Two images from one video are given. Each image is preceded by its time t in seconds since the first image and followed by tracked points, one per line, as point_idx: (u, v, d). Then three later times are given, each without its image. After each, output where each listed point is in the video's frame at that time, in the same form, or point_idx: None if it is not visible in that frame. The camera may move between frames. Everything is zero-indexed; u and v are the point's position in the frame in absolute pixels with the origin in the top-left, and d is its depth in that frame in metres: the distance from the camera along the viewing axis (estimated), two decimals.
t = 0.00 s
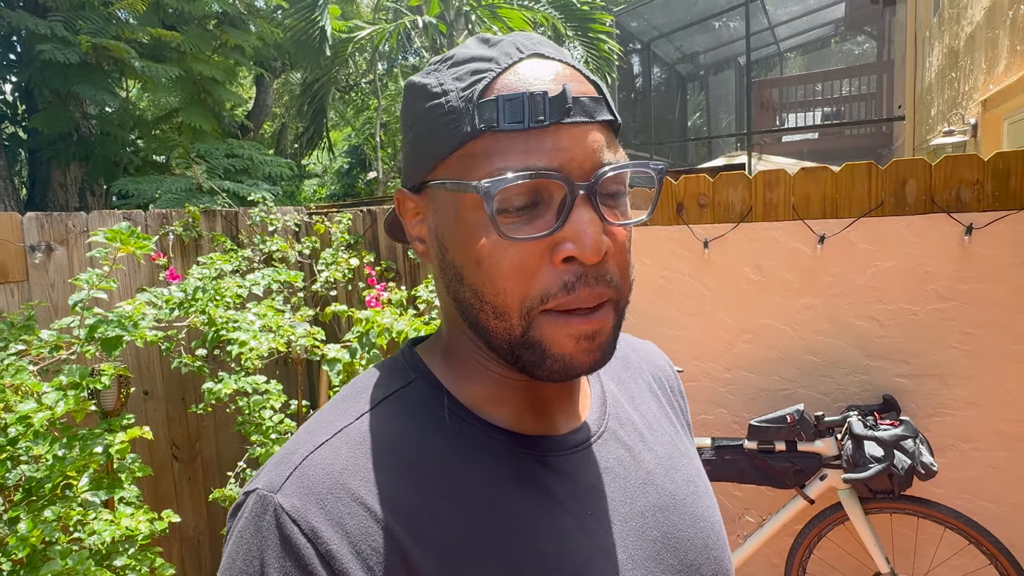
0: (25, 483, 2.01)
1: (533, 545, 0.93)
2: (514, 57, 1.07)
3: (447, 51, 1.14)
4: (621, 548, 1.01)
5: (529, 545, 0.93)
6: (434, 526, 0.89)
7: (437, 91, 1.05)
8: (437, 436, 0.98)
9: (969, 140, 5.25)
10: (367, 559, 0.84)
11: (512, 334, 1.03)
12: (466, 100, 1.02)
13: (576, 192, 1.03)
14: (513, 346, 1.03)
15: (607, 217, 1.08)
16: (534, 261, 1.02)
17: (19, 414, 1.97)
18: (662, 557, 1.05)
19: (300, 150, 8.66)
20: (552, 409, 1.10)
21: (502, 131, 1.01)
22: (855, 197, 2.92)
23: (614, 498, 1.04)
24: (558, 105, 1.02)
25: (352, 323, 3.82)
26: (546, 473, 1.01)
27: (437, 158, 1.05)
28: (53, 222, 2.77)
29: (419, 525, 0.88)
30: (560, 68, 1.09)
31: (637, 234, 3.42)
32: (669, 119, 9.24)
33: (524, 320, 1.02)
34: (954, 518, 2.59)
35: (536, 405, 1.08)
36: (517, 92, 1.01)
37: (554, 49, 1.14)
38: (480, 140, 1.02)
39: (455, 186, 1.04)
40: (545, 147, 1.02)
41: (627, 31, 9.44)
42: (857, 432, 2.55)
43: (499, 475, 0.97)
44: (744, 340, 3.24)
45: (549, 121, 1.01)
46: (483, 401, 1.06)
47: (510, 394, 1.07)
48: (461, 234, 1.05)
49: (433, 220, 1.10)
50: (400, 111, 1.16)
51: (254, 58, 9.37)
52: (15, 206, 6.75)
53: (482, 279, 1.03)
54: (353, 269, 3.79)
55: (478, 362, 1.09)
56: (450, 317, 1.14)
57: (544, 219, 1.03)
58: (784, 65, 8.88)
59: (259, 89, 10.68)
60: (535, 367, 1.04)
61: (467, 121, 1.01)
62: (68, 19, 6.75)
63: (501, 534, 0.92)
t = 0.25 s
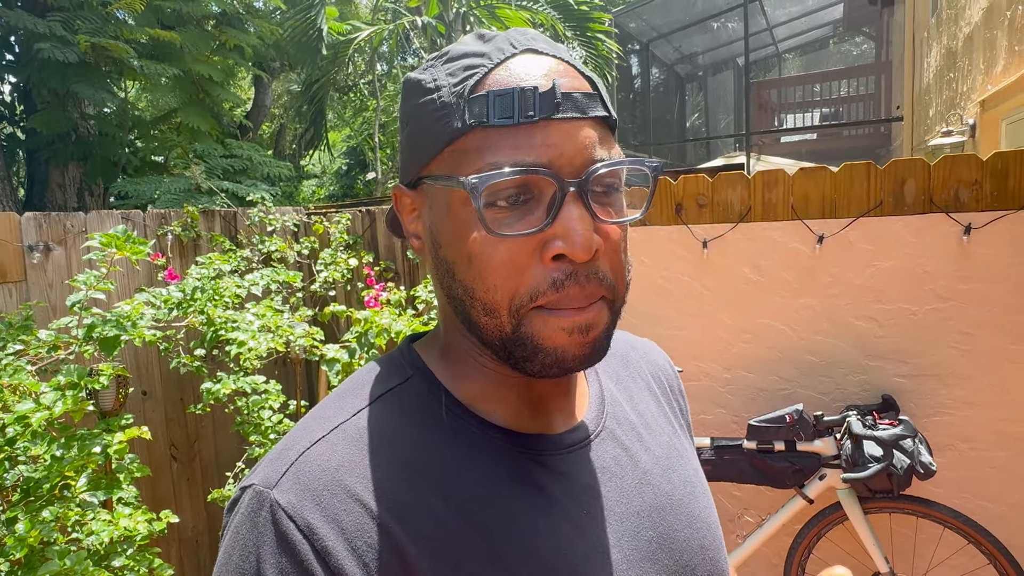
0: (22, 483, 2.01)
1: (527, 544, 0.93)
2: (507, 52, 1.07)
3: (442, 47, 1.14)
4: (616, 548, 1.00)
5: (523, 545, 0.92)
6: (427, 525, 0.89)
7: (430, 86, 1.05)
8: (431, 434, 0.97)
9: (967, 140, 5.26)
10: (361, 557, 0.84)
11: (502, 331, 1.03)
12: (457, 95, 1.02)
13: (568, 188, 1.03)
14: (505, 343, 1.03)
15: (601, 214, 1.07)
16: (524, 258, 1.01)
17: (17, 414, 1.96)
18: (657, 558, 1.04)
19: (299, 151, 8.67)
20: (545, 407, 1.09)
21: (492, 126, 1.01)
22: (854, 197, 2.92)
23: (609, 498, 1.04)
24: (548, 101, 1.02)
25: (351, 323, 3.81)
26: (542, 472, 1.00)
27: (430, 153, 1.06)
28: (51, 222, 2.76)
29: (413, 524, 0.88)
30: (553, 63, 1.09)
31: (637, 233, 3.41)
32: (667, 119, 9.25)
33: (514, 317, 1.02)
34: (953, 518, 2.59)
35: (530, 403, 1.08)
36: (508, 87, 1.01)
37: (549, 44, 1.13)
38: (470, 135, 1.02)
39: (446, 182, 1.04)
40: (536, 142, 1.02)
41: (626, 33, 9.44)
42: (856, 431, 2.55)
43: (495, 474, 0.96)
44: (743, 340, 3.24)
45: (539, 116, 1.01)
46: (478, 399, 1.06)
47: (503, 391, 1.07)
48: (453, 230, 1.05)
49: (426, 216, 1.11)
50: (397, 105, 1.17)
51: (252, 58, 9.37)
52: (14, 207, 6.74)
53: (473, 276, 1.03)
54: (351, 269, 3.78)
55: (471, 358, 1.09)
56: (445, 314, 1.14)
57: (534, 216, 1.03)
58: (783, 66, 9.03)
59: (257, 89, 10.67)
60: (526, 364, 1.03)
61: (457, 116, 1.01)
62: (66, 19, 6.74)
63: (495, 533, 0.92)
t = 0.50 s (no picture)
0: (23, 484, 2.00)
1: (530, 543, 0.93)
2: (512, 48, 1.08)
3: (446, 44, 1.14)
4: (617, 546, 1.00)
5: (526, 543, 0.93)
6: (432, 523, 0.89)
7: (436, 83, 1.06)
8: (437, 431, 0.97)
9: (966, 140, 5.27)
10: (366, 554, 0.84)
11: (515, 326, 1.03)
12: (464, 92, 1.02)
13: (578, 181, 1.03)
14: (515, 338, 1.03)
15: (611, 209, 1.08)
16: (537, 252, 1.02)
17: (18, 415, 1.96)
18: (658, 557, 1.04)
19: (299, 152, 8.68)
20: (553, 403, 1.10)
21: (501, 121, 1.01)
22: (853, 198, 2.93)
23: (610, 496, 1.04)
24: (556, 95, 1.02)
25: (351, 323, 3.82)
26: (544, 471, 1.00)
27: (438, 150, 1.06)
28: (52, 222, 2.76)
29: (417, 522, 0.88)
30: (559, 58, 1.09)
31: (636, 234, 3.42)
32: (667, 120, 9.27)
33: (527, 312, 1.02)
34: (952, 517, 2.60)
35: (537, 399, 1.08)
36: (515, 82, 1.02)
37: (553, 41, 1.14)
38: (479, 131, 1.03)
39: (456, 178, 1.04)
40: (545, 137, 1.02)
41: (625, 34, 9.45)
42: (856, 431, 2.56)
43: (498, 472, 0.96)
44: (743, 340, 3.24)
45: (549, 110, 1.01)
46: (482, 396, 1.06)
47: (513, 387, 1.08)
48: (463, 227, 1.05)
49: (433, 215, 1.11)
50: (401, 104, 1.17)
51: (252, 59, 9.38)
52: (13, 207, 6.74)
53: (484, 272, 1.03)
54: (352, 270, 3.79)
55: (480, 356, 1.09)
56: (451, 312, 1.14)
57: (545, 210, 1.03)
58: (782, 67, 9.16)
59: (256, 90, 10.67)
60: (537, 359, 1.03)
61: (466, 112, 1.02)
62: (67, 20, 6.74)
63: (498, 532, 0.92)
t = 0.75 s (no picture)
0: (26, 485, 2.01)
1: (531, 543, 0.93)
2: (512, 51, 1.08)
3: (445, 48, 1.15)
4: (619, 546, 1.00)
5: (527, 543, 0.93)
6: (433, 523, 0.89)
7: (436, 87, 1.06)
8: (438, 432, 0.98)
9: (965, 141, 5.28)
10: (368, 554, 0.85)
11: (513, 328, 1.03)
12: (464, 94, 1.03)
13: (576, 183, 1.04)
14: (514, 340, 1.04)
15: (608, 211, 1.08)
16: (534, 254, 1.02)
17: (21, 416, 1.97)
18: (660, 556, 1.04)
19: (299, 153, 8.69)
20: (552, 404, 1.10)
21: (500, 124, 1.02)
22: (853, 198, 2.93)
23: (611, 496, 1.04)
24: (556, 98, 1.03)
25: (351, 323, 3.83)
26: (546, 471, 1.01)
27: (438, 152, 1.06)
28: (53, 223, 2.77)
29: (418, 522, 0.89)
30: (557, 62, 1.10)
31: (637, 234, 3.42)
32: (666, 121, 9.26)
33: (524, 314, 1.02)
34: (952, 517, 2.60)
35: (536, 401, 1.09)
36: (514, 85, 1.02)
37: (552, 45, 1.14)
38: (478, 133, 1.03)
39: (456, 180, 1.05)
40: (544, 139, 1.03)
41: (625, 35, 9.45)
42: (856, 432, 2.56)
43: (498, 473, 0.97)
44: (743, 340, 3.25)
45: (547, 113, 1.02)
46: (479, 397, 1.07)
47: (513, 388, 1.08)
48: (461, 228, 1.05)
49: (433, 217, 1.11)
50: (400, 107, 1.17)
51: (252, 60, 9.38)
52: (14, 209, 6.74)
53: (482, 274, 1.03)
54: (352, 270, 3.79)
55: (478, 357, 1.09)
56: (451, 313, 1.15)
57: (545, 211, 1.04)
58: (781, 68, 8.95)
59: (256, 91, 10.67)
60: (535, 361, 1.04)
61: (466, 115, 1.02)
62: (67, 21, 6.74)
63: (500, 532, 0.92)
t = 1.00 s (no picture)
0: (27, 488, 2.01)
1: (534, 549, 0.93)
2: (514, 58, 1.08)
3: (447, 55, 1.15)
4: (624, 552, 1.00)
5: (531, 549, 0.93)
6: (437, 530, 0.89)
7: (439, 93, 1.06)
8: (441, 438, 0.97)
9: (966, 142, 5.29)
10: (372, 561, 0.85)
11: (518, 334, 1.03)
12: (467, 101, 1.03)
13: (578, 190, 1.04)
14: (518, 345, 1.04)
15: (612, 216, 1.08)
16: (538, 260, 1.02)
17: (22, 418, 1.97)
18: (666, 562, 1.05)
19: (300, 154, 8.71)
20: (558, 409, 1.10)
21: (503, 130, 1.02)
22: (855, 200, 2.93)
23: (617, 502, 1.04)
24: (558, 104, 1.03)
25: (353, 325, 3.83)
26: (548, 475, 1.01)
27: (441, 159, 1.06)
28: (55, 226, 2.77)
29: (422, 529, 0.89)
30: (559, 68, 1.10)
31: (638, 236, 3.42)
32: (667, 122, 9.22)
33: (530, 319, 1.03)
34: (955, 519, 2.60)
35: (540, 406, 1.08)
36: (517, 92, 1.03)
37: (553, 52, 1.14)
38: (481, 140, 1.03)
39: (459, 187, 1.05)
40: (546, 146, 1.03)
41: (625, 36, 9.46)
42: (858, 434, 2.56)
43: (501, 479, 0.96)
44: (745, 343, 3.25)
45: (549, 120, 1.02)
46: (483, 404, 1.06)
47: (519, 394, 1.08)
48: (465, 234, 1.05)
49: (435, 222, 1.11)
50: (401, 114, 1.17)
51: (253, 62, 9.39)
52: (16, 211, 6.75)
53: (487, 279, 1.04)
54: (353, 272, 3.79)
55: (483, 362, 1.09)
56: (454, 318, 1.15)
57: (548, 218, 1.04)
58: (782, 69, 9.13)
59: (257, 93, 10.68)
60: (540, 367, 1.04)
61: (468, 122, 1.02)
62: (68, 23, 6.74)
63: (505, 537, 0.92)
